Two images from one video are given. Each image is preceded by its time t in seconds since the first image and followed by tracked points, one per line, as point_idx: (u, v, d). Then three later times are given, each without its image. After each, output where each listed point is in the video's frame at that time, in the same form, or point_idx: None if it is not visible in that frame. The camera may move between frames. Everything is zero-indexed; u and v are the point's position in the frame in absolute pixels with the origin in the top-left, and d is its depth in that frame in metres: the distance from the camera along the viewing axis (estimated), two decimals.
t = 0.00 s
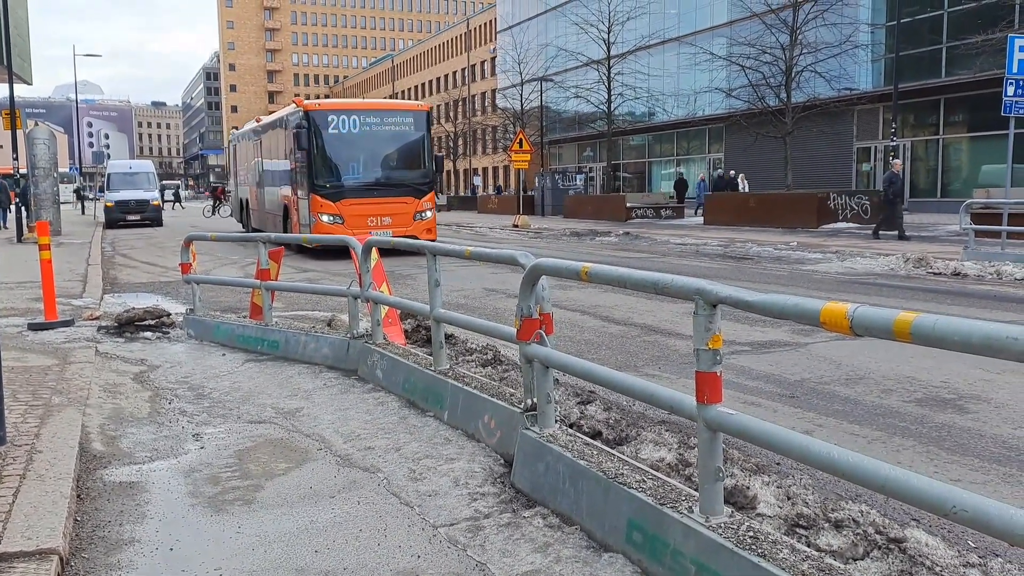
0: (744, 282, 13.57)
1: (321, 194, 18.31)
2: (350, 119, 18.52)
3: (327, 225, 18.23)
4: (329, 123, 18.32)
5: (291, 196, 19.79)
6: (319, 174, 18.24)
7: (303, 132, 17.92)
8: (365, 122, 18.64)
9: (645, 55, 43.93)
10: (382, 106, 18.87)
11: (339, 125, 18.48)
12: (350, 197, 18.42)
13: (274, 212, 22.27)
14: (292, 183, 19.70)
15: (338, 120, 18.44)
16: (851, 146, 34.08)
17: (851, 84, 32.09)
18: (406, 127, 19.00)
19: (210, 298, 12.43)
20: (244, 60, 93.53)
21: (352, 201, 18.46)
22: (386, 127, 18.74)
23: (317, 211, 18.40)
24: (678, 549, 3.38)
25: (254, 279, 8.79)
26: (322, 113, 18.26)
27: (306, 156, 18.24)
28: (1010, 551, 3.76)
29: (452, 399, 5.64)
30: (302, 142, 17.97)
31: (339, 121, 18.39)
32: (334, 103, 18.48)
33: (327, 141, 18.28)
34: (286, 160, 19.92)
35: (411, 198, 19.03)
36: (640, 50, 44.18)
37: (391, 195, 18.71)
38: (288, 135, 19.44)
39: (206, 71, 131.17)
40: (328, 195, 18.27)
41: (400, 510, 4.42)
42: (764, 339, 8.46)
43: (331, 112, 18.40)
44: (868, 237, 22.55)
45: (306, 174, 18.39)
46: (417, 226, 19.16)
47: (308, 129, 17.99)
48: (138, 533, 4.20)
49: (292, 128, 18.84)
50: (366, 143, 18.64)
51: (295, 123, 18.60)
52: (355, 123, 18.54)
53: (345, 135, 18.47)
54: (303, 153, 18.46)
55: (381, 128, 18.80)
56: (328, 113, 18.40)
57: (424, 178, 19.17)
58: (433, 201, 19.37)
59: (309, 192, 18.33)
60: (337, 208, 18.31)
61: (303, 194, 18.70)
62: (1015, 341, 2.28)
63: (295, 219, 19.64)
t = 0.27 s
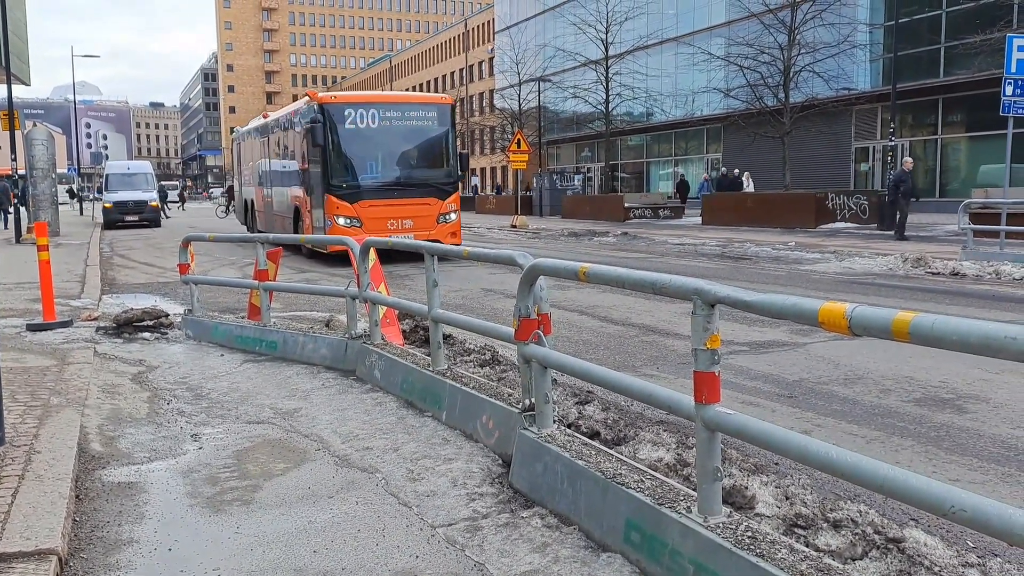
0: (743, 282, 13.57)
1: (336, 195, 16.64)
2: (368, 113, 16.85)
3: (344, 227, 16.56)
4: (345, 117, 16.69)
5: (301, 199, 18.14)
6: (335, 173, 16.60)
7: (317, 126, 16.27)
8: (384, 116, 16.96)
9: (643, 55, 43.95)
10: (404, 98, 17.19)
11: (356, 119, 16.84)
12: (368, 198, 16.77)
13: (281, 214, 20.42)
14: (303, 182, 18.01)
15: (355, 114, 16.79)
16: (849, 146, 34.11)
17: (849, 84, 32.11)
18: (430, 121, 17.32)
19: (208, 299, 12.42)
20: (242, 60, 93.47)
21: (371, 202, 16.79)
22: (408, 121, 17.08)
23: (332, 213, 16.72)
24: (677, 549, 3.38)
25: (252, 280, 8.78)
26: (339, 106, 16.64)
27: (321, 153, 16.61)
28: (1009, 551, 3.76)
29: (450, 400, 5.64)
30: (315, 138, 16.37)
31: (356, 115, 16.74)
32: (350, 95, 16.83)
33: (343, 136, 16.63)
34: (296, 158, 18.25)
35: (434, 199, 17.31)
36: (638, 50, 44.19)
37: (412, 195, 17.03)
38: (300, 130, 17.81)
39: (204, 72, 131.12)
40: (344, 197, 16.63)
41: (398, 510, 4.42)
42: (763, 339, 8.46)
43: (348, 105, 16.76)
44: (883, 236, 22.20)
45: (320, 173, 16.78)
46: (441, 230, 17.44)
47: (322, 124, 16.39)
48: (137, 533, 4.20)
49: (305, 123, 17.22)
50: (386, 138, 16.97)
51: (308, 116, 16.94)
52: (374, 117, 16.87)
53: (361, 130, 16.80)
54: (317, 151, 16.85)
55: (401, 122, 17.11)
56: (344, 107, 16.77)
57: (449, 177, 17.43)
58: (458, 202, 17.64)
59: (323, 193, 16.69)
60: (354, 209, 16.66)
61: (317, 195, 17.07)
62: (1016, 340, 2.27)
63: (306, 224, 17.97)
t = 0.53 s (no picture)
0: (741, 282, 13.57)
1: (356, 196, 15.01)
2: (391, 106, 15.32)
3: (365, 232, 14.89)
4: (365, 110, 15.17)
5: (315, 202, 16.51)
6: (353, 171, 15.00)
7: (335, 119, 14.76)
8: (408, 109, 15.42)
9: (641, 56, 43.98)
10: (429, 89, 15.66)
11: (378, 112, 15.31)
12: (391, 198, 15.10)
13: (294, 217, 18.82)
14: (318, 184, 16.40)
15: (377, 106, 15.27)
16: (847, 146, 34.15)
17: (847, 84, 32.15)
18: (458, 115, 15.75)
19: (206, 300, 12.41)
20: (240, 61, 93.43)
21: (394, 203, 15.12)
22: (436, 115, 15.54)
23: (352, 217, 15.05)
24: (675, 549, 3.38)
25: (249, 280, 8.78)
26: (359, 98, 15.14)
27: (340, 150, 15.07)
28: (1006, 551, 3.77)
29: (448, 400, 5.63)
30: (333, 133, 14.82)
31: (378, 108, 15.23)
32: (372, 86, 15.33)
33: (363, 131, 15.09)
34: (311, 159, 16.69)
35: (463, 199, 15.60)
36: (636, 50, 44.23)
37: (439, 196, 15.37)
38: (314, 127, 16.30)
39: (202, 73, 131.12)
40: (364, 198, 14.99)
41: (396, 511, 4.42)
42: (761, 339, 8.47)
43: (369, 97, 15.25)
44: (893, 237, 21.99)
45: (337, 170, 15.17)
46: (471, 234, 15.74)
47: (341, 117, 14.87)
48: (135, 534, 4.20)
49: (322, 118, 15.73)
50: (410, 134, 15.38)
51: (325, 110, 15.46)
52: (398, 110, 15.33)
53: (383, 124, 15.23)
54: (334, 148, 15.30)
55: (427, 116, 15.54)
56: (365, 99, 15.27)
57: (478, 177, 15.75)
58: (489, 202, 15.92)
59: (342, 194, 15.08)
60: (375, 211, 14.99)
61: (333, 197, 15.45)
62: (1012, 339, 2.28)
63: (321, 228, 16.32)
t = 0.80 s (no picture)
0: (738, 283, 13.57)
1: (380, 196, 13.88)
2: (418, 98, 14.19)
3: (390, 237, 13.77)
4: (391, 102, 14.04)
5: (334, 205, 15.39)
6: (378, 170, 13.87)
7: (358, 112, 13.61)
8: (436, 102, 14.29)
9: (639, 57, 44.01)
10: (459, 80, 14.51)
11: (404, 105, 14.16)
12: (419, 200, 13.99)
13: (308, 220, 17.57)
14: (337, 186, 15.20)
15: (403, 99, 14.12)
16: (844, 147, 34.20)
17: (844, 85, 32.20)
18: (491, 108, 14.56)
19: (204, 301, 12.41)
20: (238, 62, 93.39)
21: (422, 206, 13.99)
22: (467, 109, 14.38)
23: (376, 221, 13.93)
24: (672, 549, 3.38)
25: (247, 281, 8.78)
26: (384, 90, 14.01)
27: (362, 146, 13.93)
28: (1004, 551, 3.77)
29: (446, 401, 5.63)
30: (356, 128, 13.68)
31: (404, 100, 14.09)
32: (397, 76, 14.20)
33: (387, 125, 13.96)
34: (329, 157, 15.52)
35: (497, 201, 14.41)
36: (634, 52, 44.26)
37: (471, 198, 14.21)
38: (332, 122, 15.15)
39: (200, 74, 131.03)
40: (390, 199, 13.89)
41: (394, 512, 4.42)
42: (758, 340, 8.48)
43: (394, 89, 14.11)
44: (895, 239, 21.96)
45: (359, 168, 14.06)
46: (506, 239, 14.53)
47: (365, 109, 13.73)
48: (131, 535, 4.19)
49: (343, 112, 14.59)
50: (439, 130, 14.23)
51: (346, 103, 14.31)
52: (426, 103, 14.20)
53: (410, 118, 14.10)
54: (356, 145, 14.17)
55: (456, 109, 14.39)
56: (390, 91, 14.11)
57: (513, 176, 14.57)
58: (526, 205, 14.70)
59: (366, 196, 13.95)
60: (400, 215, 13.90)
61: (355, 199, 14.30)
62: (1007, 341, 2.29)
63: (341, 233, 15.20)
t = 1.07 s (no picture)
0: (736, 284, 13.59)
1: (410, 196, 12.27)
2: (453, 86, 12.65)
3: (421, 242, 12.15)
4: (423, 91, 12.48)
5: (357, 205, 13.83)
6: (408, 167, 12.29)
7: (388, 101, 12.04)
8: (474, 91, 12.74)
9: (637, 58, 44.03)
10: (498, 67, 12.96)
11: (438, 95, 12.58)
12: (455, 200, 12.35)
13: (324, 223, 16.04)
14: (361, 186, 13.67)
15: (436, 88, 12.55)
16: (842, 148, 34.25)
17: (843, 86, 32.24)
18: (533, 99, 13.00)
19: (202, 301, 12.40)
20: (236, 62, 93.29)
21: (457, 207, 12.34)
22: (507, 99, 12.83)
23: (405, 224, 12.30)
24: (670, 550, 3.38)
25: (245, 281, 8.77)
26: (415, 78, 12.47)
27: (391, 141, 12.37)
28: (1000, 552, 3.78)
29: (444, 402, 5.63)
30: (386, 119, 12.10)
31: (437, 89, 12.55)
32: (431, 62, 12.65)
33: (418, 118, 12.39)
34: (351, 153, 13.96)
35: (542, 202, 12.77)
36: (632, 53, 44.28)
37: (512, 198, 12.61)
38: (356, 113, 13.61)
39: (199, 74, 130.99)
40: (423, 200, 12.26)
41: (391, 512, 4.42)
42: (756, 341, 8.49)
43: (427, 75, 12.56)
44: (893, 240, 21.98)
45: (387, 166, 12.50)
46: (551, 244, 12.89)
47: (395, 99, 12.17)
48: (129, 535, 4.19)
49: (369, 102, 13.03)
50: (476, 122, 12.65)
51: (374, 92, 12.78)
52: (461, 93, 12.66)
53: (444, 109, 12.54)
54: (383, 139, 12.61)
55: (496, 98, 12.83)
56: (422, 78, 12.54)
57: (558, 174, 12.97)
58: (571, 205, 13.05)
59: (395, 195, 12.36)
60: (435, 218, 12.26)
61: (382, 199, 12.72)
62: (1005, 341, 2.29)
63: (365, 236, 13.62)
